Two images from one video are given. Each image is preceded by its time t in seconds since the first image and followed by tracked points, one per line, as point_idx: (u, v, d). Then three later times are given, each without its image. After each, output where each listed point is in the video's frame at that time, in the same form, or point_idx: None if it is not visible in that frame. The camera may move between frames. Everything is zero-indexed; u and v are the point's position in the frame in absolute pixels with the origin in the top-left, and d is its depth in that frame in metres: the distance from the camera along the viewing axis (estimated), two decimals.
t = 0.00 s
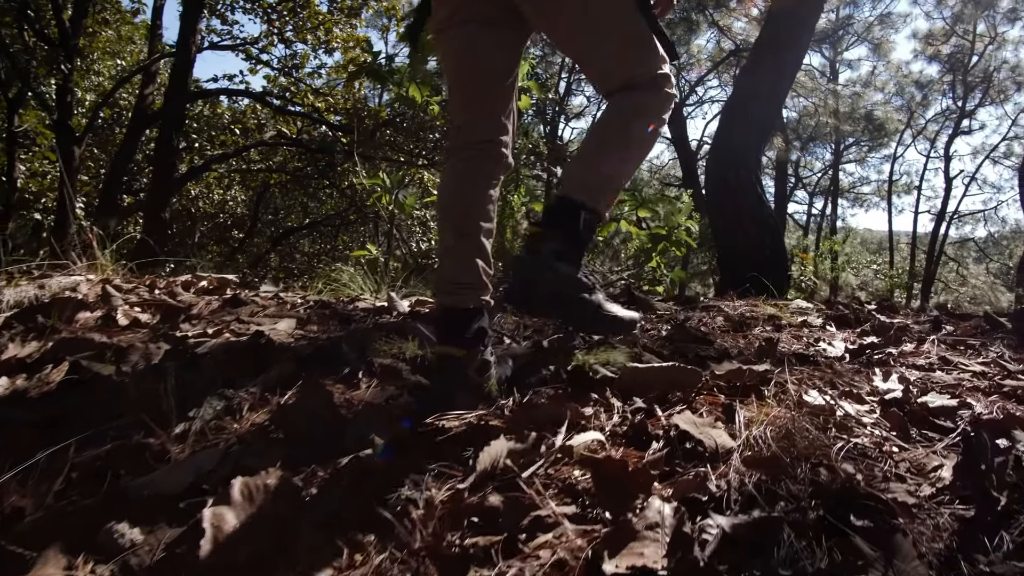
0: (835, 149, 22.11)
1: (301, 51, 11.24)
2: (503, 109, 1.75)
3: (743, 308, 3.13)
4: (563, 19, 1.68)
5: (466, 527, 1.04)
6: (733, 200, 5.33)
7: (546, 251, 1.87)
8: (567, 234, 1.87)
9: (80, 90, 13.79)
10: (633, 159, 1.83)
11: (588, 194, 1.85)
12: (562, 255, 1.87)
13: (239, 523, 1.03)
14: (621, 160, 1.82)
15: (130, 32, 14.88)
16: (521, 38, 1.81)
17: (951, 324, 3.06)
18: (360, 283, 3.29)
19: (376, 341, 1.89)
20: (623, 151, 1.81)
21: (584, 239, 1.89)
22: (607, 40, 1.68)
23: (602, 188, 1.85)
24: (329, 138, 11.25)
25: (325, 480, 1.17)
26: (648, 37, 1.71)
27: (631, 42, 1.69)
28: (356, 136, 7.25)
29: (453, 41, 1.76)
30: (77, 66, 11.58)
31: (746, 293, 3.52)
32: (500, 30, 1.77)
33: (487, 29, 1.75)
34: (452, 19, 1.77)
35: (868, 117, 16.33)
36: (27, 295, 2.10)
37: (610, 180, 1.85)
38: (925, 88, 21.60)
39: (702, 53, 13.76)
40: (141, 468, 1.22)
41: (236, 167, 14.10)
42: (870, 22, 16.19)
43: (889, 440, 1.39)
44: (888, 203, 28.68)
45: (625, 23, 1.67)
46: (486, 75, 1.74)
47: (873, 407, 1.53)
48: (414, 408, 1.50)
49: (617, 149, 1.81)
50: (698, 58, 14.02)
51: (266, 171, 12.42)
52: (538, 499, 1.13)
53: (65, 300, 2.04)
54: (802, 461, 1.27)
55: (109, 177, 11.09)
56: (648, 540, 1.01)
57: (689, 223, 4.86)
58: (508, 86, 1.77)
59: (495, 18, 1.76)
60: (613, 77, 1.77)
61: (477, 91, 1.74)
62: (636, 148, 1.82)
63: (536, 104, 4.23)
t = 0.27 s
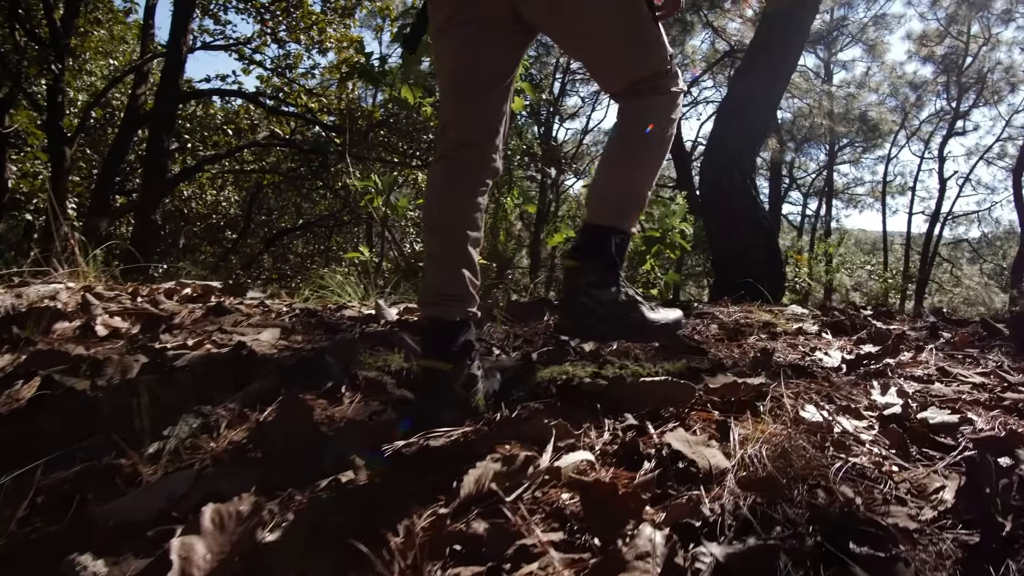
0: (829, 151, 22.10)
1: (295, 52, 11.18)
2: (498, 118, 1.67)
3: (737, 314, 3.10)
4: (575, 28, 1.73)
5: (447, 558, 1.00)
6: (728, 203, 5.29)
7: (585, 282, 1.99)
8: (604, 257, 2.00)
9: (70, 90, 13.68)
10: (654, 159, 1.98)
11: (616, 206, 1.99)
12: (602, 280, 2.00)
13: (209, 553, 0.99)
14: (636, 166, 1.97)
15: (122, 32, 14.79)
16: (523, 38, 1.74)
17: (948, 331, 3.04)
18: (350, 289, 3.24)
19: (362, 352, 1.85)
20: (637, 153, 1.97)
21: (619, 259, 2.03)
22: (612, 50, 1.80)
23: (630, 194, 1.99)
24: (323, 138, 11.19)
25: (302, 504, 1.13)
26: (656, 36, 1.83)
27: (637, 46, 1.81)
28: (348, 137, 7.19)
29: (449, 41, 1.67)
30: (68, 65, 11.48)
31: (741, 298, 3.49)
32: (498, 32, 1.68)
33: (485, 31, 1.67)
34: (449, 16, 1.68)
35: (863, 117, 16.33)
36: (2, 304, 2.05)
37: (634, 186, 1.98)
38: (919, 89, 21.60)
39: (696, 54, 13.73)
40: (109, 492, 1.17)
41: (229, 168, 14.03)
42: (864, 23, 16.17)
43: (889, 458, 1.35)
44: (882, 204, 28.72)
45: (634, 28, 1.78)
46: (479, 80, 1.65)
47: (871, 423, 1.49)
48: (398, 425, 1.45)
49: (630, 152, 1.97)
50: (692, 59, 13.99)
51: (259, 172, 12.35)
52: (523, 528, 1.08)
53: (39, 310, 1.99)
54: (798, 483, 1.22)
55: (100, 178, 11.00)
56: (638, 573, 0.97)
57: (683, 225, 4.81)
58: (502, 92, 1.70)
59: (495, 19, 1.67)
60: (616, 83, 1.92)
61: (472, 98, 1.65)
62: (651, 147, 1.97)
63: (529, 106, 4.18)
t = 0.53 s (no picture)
0: (824, 152, 22.09)
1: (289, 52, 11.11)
2: (492, 121, 1.66)
3: (732, 321, 3.06)
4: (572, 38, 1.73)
5: None
6: (722, 207, 5.23)
7: (625, 316, 2.01)
8: (641, 286, 2.03)
9: (62, 90, 13.58)
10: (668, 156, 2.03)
11: (638, 210, 2.04)
12: (644, 313, 2.02)
13: None
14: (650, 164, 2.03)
15: (114, 32, 14.70)
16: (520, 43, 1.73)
17: (945, 338, 3.01)
18: (338, 296, 3.19)
19: (347, 364, 1.80)
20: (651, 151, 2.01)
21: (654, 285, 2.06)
22: (611, 55, 1.78)
23: (650, 198, 2.05)
24: (316, 139, 11.13)
25: (277, 532, 1.08)
26: (656, 37, 1.81)
27: (637, 50, 1.79)
28: (341, 138, 7.13)
29: (443, 46, 1.65)
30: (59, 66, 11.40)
31: (736, 304, 3.45)
32: (496, 34, 1.66)
33: (484, 34, 1.65)
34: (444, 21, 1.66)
35: (857, 118, 16.32)
36: None
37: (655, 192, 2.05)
38: (913, 90, 21.60)
39: (692, 55, 13.70)
40: (75, 520, 1.12)
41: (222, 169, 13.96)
42: (859, 25, 16.17)
43: (889, 478, 1.30)
44: (876, 205, 28.74)
45: (635, 35, 1.76)
46: (476, 86, 1.63)
47: (869, 440, 1.44)
48: (381, 443, 1.40)
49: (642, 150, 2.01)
50: (687, 60, 13.96)
51: (252, 173, 12.29)
52: (508, 558, 1.03)
53: (16, 320, 1.93)
54: (794, 505, 1.18)
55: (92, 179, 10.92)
56: None
57: (678, 228, 4.77)
58: (499, 99, 1.68)
59: (493, 23, 1.65)
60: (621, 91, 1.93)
61: (470, 106, 1.63)
62: (662, 145, 2.01)
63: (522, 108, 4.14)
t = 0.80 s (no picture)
0: (818, 153, 22.10)
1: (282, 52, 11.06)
2: (481, 130, 1.63)
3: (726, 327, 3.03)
4: (557, 41, 1.59)
5: None
6: (716, 208, 5.15)
7: (657, 341, 1.73)
8: (666, 312, 1.74)
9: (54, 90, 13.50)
10: (673, 176, 1.73)
11: (646, 240, 1.73)
12: (677, 336, 1.74)
13: None
14: (651, 181, 1.73)
15: (107, 32, 14.63)
16: (520, 53, 1.69)
17: (940, 346, 2.98)
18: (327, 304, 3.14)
19: (331, 377, 1.75)
20: (651, 165, 1.72)
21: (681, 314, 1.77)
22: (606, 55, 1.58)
23: (655, 224, 1.73)
24: (310, 140, 11.08)
25: (250, 560, 1.03)
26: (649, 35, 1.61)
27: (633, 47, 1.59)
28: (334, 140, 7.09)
29: (440, 56, 1.64)
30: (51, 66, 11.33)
31: (730, 310, 3.40)
32: (494, 44, 1.64)
33: (483, 43, 1.63)
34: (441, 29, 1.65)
35: (851, 119, 16.33)
36: None
37: (665, 214, 1.73)
38: (907, 92, 21.61)
39: (686, 56, 13.68)
40: (39, 546, 1.06)
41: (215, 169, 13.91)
42: (853, 26, 16.17)
43: (887, 499, 1.26)
44: (870, 206, 28.78)
45: (622, 27, 1.56)
46: (470, 94, 1.62)
47: (867, 458, 1.40)
48: (362, 461, 1.35)
49: (640, 165, 1.72)
50: (682, 61, 13.94)
51: (245, 174, 12.23)
52: None
53: None
54: (790, 529, 1.13)
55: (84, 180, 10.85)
56: None
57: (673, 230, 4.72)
58: (495, 111, 1.67)
59: (492, 33, 1.64)
60: (622, 110, 1.68)
61: (462, 115, 1.61)
62: (664, 161, 1.72)
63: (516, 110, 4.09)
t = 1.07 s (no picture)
0: (813, 154, 22.09)
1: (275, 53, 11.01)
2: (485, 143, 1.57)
3: (720, 335, 2.99)
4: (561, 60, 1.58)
5: None
6: (710, 212, 5.08)
7: (669, 368, 1.70)
8: (679, 343, 1.72)
9: (45, 90, 13.42)
10: (674, 195, 1.72)
11: (650, 263, 1.71)
12: (689, 362, 1.72)
13: None
14: (652, 201, 1.71)
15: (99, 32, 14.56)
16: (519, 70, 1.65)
17: (936, 355, 2.94)
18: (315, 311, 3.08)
19: (314, 390, 1.70)
20: (652, 184, 1.70)
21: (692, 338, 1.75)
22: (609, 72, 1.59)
23: (658, 243, 1.71)
24: (303, 142, 11.02)
25: None
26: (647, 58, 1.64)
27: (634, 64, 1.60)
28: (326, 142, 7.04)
29: (439, 69, 1.60)
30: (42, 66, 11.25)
31: (723, 317, 3.36)
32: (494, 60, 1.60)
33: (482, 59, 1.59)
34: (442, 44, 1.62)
35: (846, 121, 16.31)
36: None
37: (668, 235, 1.71)
38: (902, 93, 21.61)
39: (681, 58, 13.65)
40: None
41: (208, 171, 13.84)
42: (848, 28, 16.15)
43: (887, 522, 1.21)
44: (865, 208, 28.79)
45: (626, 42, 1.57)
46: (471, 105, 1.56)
47: (865, 477, 1.36)
48: (343, 481, 1.30)
49: (641, 184, 1.71)
50: (677, 63, 13.91)
51: (237, 175, 12.17)
52: None
53: None
54: (786, 555, 1.09)
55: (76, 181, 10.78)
56: None
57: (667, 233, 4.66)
58: (496, 126, 1.61)
59: (493, 47, 1.60)
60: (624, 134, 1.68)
61: (463, 125, 1.55)
62: (665, 179, 1.71)
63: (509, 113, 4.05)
